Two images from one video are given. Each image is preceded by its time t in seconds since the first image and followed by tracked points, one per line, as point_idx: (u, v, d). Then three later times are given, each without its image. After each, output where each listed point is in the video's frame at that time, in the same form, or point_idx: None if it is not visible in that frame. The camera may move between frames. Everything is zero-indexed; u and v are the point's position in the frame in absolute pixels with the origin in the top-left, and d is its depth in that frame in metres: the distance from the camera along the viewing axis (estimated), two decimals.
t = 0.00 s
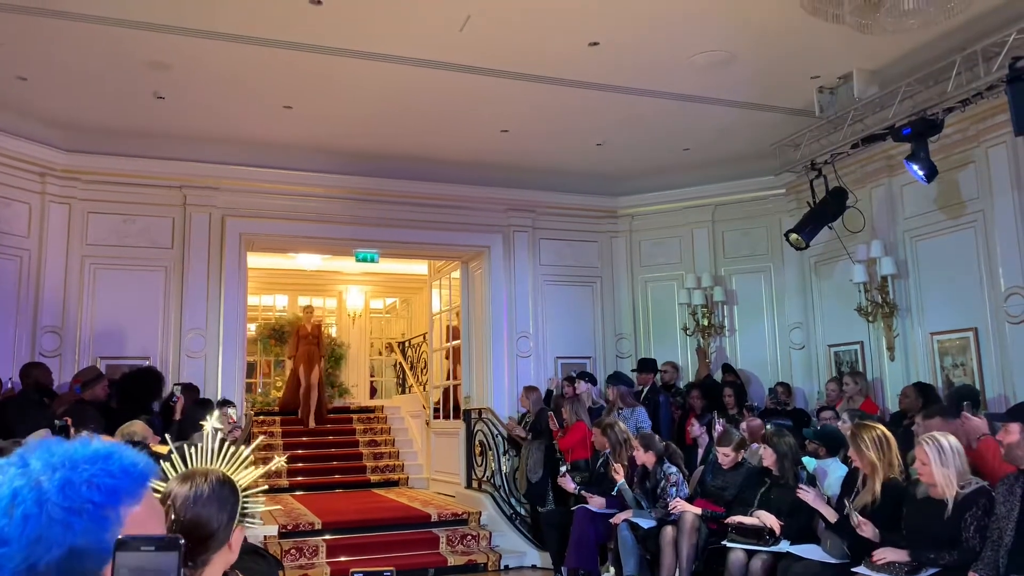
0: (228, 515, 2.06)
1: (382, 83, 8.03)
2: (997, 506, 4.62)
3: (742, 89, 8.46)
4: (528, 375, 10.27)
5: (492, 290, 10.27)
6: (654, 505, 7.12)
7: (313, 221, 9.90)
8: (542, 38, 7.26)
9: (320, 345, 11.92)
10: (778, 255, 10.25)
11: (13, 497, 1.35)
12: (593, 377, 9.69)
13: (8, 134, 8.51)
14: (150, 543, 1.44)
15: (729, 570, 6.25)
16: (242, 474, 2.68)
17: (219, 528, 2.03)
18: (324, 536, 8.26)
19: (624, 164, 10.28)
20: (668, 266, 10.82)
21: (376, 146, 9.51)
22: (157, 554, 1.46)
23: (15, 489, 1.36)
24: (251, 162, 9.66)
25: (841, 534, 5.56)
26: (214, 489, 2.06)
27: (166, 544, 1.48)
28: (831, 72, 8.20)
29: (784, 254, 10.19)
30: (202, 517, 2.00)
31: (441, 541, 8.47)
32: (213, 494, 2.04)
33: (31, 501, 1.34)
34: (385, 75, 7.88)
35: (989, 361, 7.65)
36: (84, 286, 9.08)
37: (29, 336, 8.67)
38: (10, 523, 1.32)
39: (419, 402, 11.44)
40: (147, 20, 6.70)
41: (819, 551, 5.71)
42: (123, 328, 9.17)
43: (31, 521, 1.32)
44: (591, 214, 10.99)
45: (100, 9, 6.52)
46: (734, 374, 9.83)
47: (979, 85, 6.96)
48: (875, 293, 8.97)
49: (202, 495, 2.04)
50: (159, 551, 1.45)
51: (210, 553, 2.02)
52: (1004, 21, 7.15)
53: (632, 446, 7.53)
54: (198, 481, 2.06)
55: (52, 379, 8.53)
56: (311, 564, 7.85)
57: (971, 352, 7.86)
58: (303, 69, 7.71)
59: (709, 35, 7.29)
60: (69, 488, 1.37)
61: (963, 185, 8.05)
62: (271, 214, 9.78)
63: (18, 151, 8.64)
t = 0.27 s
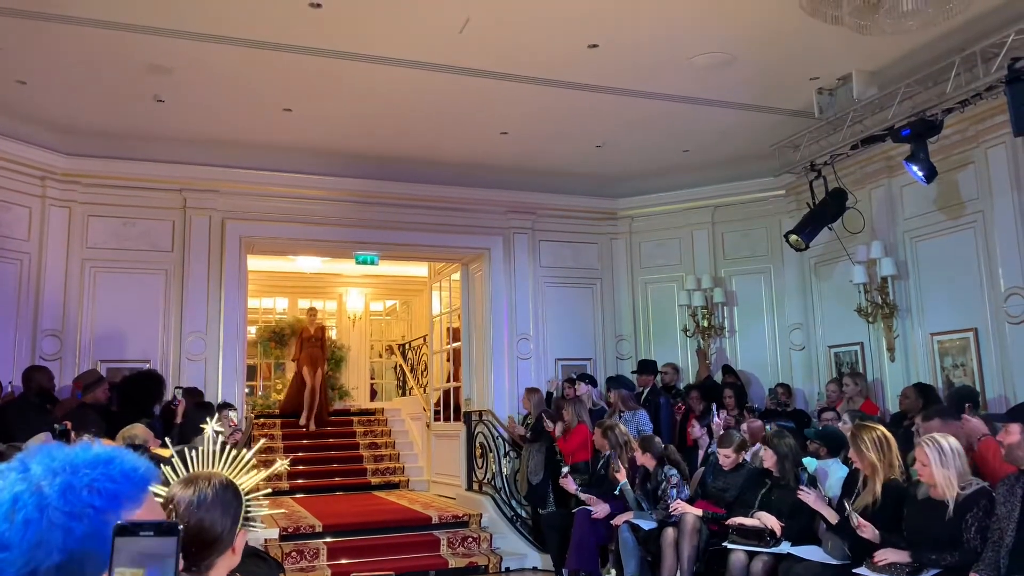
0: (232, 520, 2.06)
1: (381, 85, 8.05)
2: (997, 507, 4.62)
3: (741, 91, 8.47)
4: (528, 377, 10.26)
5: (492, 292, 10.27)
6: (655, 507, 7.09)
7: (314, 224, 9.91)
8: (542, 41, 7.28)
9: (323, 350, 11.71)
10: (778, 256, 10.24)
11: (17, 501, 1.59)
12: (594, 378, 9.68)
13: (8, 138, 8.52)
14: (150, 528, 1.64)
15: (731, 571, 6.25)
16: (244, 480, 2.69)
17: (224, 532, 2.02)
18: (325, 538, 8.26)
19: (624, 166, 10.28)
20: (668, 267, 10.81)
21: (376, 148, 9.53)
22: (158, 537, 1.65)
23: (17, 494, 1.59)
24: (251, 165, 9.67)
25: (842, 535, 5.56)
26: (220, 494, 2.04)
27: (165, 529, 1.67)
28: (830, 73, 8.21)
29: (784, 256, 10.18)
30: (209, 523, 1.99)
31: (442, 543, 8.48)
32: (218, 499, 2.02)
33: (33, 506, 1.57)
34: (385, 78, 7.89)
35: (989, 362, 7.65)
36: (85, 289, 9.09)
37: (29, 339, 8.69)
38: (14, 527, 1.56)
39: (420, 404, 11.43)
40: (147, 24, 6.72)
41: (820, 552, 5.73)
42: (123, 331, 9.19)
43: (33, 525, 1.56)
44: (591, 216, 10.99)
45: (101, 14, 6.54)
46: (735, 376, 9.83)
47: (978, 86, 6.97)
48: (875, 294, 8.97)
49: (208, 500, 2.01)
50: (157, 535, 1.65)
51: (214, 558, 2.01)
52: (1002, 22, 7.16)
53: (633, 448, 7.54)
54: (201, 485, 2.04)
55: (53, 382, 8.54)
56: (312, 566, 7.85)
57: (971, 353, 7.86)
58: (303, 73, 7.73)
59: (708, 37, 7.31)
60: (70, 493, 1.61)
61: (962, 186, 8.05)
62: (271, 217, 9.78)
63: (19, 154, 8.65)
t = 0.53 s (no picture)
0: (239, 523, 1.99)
1: (380, 85, 8.04)
2: (997, 505, 4.62)
3: (740, 89, 8.47)
4: (528, 377, 10.25)
5: (491, 292, 10.26)
6: (655, 506, 7.09)
7: (312, 224, 9.90)
8: (541, 40, 7.27)
9: (325, 355, 11.48)
10: (777, 255, 10.23)
11: (16, 506, 1.66)
12: (594, 378, 9.67)
13: (7, 140, 8.52)
14: (146, 512, 1.63)
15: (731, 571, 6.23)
16: (245, 480, 2.66)
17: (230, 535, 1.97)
18: (325, 539, 8.25)
19: (622, 166, 10.28)
20: (667, 267, 10.80)
21: (375, 149, 9.52)
22: (155, 522, 1.63)
23: (16, 499, 1.66)
24: (250, 166, 9.66)
25: (842, 534, 5.57)
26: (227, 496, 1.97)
27: (164, 512, 1.65)
28: (829, 72, 8.21)
29: (783, 255, 10.17)
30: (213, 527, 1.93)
31: (442, 544, 8.47)
32: (223, 501, 1.96)
33: (32, 510, 1.64)
34: (384, 78, 7.89)
35: (989, 360, 7.65)
36: (84, 290, 9.08)
37: (28, 341, 8.68)
38: (13, 531, 1.63)
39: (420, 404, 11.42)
40: (146, 25, 6.71)
41: (821, 551, 5.69)
42: (122, 333, 9.18)
43: (33, 529, 1.62)
44: (591, 215, 10.97)
45: (99, 15, 6.53)
46: (735, 375, 9.82)
47: (977, 84, 6.97)
48: (874, 292, 8.97)
49: (213, 503, 1.95)
50: (153, 519, 1.63)
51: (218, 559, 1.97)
52: (1001, 21, 7.17)
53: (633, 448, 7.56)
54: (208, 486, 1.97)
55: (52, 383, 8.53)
56: (312, 568, 7.84)
57: (971, 352, 7.86)
58: (301, 73, 7.72)
59: (707, 36, 7.30)
60: (69, 497, 1.67)
61: (961, 184, 8.05)
62: (270, 217, 9.77)
63: (18, 156, 8.64)
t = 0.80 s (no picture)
0: (217, 511, 2.00)
1: (378, 80, 8.04)
2: (996, 497, 4.64)
3: (738, 83, 8.47)
4: (527, 372, 10.27)
5: (490, 287, 10.26)
6: (653, 500, 7.14)
7: (311, 219, 9.90)
8: (538, 35, 7.27)
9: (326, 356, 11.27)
10: (775, 249, 10.25)
11: (12, 504, 1.64)
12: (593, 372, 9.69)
13: (4, 136, 8.50)
14: (143, 490, 1.62)
15: (729, 565, 6.25)
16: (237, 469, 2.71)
17: (204, 522, 1.98)
18: (325, 534, 8.28)
19: (620, 160, 10.28)
20: (665, 261, 10.80)
21: (373, 144, 9.52)
22: (153, 501, 1.62)
23: (14, 497, 1.64)
24: (248, 161, 9.65)
25: (841, 526, 5.61)
26: (204, 482, 2.01)
27: (162, 492, 1.64)
28: (827, 66, 8.22)
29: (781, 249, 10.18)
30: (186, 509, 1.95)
31: (442, 538, 8.47)
32: (207, 488, 2.00)
33: (31, 508, 1.63)
34: (382, 73, 7.88)
35: (987, 353, 7.67)
36: (82, 286, 9.08)
37: (28, 338, 8.67)
38: (11, 529, 1.61)
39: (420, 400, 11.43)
40: (143, 20, 6.70)
41: (819, 543, 5.68)
42: (121, 328, 9.18)
43: (31, 527, 1.61)
44: (589, 210, 10.97)
45: (96, 10, 6.52)
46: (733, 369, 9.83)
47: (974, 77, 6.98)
48: (872, 286, 8.99)
49: (189, 488, 1.99)
50: (150, 496, 1.62)
51: (194, 547, 1.98)
52: (998, 14, 7.18)
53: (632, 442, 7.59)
54: (187, 477, 2.01)
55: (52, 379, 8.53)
56: (312, 562, 7.86)
57: (968, 345, 7.88)
58: (299, 68, 7.71)
59: (704, 30, 7.30)
60: (68, 493, 1.66)
61: (958, 177, 8.07)
62: (269, 212, 9.77)
63: (16, 152, 8.63)
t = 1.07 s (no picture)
0: (203, 503, 2.02)
1: (376, 73, 8.02)
2: (992, 490, 4.63)
3: (737, 76, 8.45)
4: (525, 366, 10.26)
5: (489, 280, 10.24)
6: (651, 493, 7.10)
7: (309, 212, 9.87)
8: (536, 27, 7.25)
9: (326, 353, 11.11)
10: (773, 242, 10.23)
11: (12, 500, 1.65)
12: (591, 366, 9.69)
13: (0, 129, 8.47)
14: (135, 471, 1.61)
15: (727, 559, 6.22)
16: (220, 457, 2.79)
17: (191, 515, 2.00)
18: (323, 527, 8.29)
19: (618, 153, 10.26)
20: (664, 254, 10.78)
21: (370, 137, 9.50)
22: (145, 482, 1.62)
23: (13, 493, 1.65)
24: (246, 154, 9.62)
25: (839, 519, 5.59)
26: (191, 476, 2.02)
27: (154, 471, 1.63)
28: (826, 58, 8.20)
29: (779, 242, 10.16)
30: (172, 502, 1.96)
31: (440, 530, 8.50)
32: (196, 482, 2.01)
33: (28, 505, 1.64)
34: (379, 66, 7.86)
35: (984, 346, 7.68)
36: (79, 279, 9.07)
37: (24, 332, 8.65)
38: (10, 526, 1.62)
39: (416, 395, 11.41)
40: (139, 13, 6.67)
41: (816, 536, 5.71)
42: (118, 322, 9.17)
43: (29, 524, 1.63)
44: (587, 203, 10.92)
45: (93, 2, 6.49)
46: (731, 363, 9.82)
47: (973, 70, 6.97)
48: (870, 279, 8.99)
49: (176, 480, 2.00)
50: (141, 477, 1.61)
51: (182, 541, 1.99)
52: (997, 7, 7.17)
53: (629, 435, 7.56)
54: (175, 470, 2.02)
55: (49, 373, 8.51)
56: (310, 555, 7.88)
57: (966, 338, 7.88)
58: (296, 61, 7.69)
59: (703, 23, 7.29)
60: (65, 491, 1.66)
61: (957, 170, 8.06)
62: (267, 206, 9.75)
63: (12, 145, 8.60)
